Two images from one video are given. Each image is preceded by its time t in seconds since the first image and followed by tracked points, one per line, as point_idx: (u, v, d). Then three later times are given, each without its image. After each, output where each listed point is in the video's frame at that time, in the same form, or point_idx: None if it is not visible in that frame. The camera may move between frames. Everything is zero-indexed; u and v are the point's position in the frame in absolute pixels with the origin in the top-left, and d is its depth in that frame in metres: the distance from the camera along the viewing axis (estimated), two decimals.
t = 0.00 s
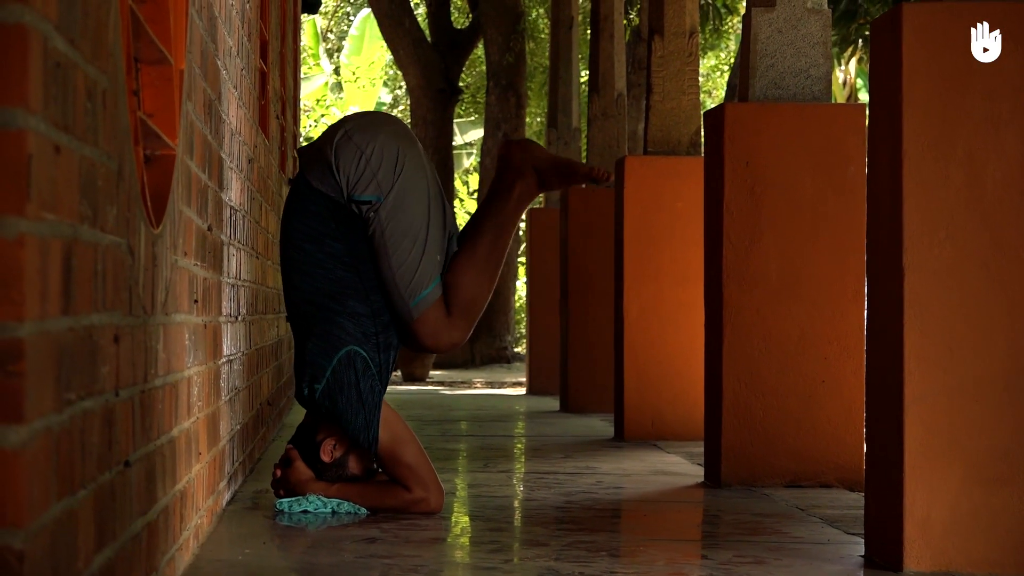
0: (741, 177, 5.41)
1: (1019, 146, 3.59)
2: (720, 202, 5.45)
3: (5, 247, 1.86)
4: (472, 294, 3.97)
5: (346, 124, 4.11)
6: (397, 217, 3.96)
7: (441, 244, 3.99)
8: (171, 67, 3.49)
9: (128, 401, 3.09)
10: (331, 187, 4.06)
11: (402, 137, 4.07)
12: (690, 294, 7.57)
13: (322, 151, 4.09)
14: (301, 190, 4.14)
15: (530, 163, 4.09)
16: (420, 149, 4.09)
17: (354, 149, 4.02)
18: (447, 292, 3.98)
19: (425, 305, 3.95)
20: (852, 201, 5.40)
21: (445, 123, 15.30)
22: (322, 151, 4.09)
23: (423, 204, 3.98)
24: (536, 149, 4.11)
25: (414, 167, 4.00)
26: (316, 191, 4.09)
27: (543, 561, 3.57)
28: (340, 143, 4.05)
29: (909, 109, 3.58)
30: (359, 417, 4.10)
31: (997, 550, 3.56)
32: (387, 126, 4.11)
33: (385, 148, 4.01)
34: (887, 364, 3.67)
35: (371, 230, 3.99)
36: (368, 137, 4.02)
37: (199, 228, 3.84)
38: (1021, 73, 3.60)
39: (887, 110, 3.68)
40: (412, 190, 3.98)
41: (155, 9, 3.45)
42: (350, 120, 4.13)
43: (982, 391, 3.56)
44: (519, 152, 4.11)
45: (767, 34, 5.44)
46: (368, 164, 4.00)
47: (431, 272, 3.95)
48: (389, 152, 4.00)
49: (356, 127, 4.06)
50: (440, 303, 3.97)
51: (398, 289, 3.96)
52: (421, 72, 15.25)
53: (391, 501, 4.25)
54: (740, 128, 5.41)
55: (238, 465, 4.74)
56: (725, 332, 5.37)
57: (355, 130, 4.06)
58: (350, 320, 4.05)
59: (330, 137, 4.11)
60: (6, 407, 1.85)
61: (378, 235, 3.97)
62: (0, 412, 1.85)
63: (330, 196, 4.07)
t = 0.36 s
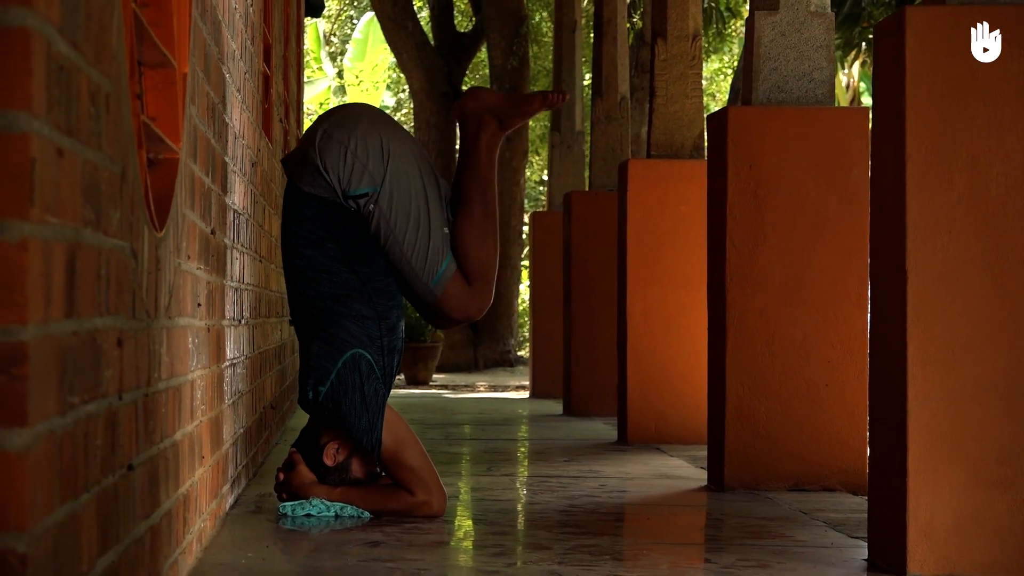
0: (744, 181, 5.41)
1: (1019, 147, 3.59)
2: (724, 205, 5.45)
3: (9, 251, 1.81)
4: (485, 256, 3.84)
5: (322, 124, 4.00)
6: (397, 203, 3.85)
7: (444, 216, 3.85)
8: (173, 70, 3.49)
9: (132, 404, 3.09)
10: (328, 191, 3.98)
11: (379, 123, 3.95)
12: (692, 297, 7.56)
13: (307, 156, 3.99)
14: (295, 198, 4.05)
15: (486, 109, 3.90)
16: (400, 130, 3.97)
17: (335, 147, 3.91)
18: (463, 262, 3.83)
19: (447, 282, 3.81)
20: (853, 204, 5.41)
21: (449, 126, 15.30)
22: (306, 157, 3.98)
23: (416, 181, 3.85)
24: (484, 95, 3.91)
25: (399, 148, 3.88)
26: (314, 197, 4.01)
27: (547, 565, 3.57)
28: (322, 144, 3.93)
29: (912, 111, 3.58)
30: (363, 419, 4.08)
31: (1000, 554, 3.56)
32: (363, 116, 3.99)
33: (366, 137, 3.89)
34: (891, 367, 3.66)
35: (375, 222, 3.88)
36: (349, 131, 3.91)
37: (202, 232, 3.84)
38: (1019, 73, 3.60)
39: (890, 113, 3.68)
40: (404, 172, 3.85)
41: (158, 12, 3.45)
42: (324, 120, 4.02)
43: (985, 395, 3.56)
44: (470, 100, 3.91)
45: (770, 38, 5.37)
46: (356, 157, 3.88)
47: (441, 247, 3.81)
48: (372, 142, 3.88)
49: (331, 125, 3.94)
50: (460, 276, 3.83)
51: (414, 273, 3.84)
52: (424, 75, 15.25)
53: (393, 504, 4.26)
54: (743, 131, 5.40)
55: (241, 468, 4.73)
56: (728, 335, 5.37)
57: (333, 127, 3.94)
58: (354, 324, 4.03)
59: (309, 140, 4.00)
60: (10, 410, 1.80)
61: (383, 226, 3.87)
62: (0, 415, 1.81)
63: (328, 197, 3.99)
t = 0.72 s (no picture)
0: (749, 190, 5.41)
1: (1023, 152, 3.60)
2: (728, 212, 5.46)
3: (14, 260, 1.79)
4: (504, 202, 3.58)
5: (304, 137, 3.83)
6: (403, 185, 3.63)
7: (452, 181, 3.61)
8: (179, 79, 3.50)
9: (137, 414, 3.09)
10: (337, 198, 3.81)
11: (361, 117, 3.76)
12: (695, 303, 7.56)
13: (301, 171, 3.82)
14: (299, 212, 3.93)
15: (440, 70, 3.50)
16: (384, 115, 3.77)
17: (324, 153, 3.73)
18: (488, 217, 3.57)
19: (477, 243, 3.54)
20: (861, 213, 5.40)
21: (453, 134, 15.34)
22: (301, 173, 3.82)
23: (415, 157, 3.63)
24: (428, 59, 3.50)
25: (388, 133, 3.68)
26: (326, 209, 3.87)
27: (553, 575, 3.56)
28: (310, 155, 3.76)
29: (916, 119, 3.58)
30: (368, 429, 4.08)
31: (1006, 564, 3.55)
32: (343, 114, 3.80)
33: (352, 135, 3.70)
34: (896, 376, 3.67)
35: (389, 213, 3.68)
36: (332, 132, 3.72)
37: (208, 241, 3.83)
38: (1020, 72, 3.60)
39: (897, 121, 3.68)
40: (398, 153, 3.65)
41: (165, 22, 3.47)
42: (305, 131, 3.85)
43: (992, 404, 3.56)
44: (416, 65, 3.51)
45: (775, 47, 5.42)
46: (350, 157, 3.71)
47: (461, 211, 3.57)
48: (358, 136, 3.70)
49: (311, 133, 3.76)
50: (487, 232, 3.57)
51: (442, 248, 3.58)
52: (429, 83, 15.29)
53: (399, 514, 4.25)
54: (747, 138, 5.42)
55: (247, 477, 4.73)
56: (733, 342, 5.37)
57: (317, 135, 3.76)
58: (359, 335, 4.02)
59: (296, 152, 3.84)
60: (16, 418, 1.77)
61: (400, 215, 3.66)
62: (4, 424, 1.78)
63: (336, 200, 3.81)
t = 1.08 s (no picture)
0: (750, 200, 5.52)
1: (1017, 165, 3.69)
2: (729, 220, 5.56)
3: (36, 272, 1.84)
4: (512, 141, 3.75)
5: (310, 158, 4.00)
6: (418, 167, 3.80)
7: (459, 141, 3.78)
8: (196, 96, 3.59)
9: (156, 421, 3.19)
10: (360, 204, 3.97)
11: (353, 123, 3.92)
12: (699, 313, 7.65)
13: (317, 193, 3.99)
14: (320, 226, 4.09)
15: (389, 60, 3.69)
16: (372, 112, 3.92)
17: (335, 166, 3.90)
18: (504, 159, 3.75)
19: (505, 182, 3.73)
20: (860, 222, 5.49)
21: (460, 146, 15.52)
22: (317, 192, 3.99)
23: (416, 135, 3.79)
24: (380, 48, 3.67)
25: (383, 126, 3.84)
26: (349, 218, 4.02)
27: None
28: (321, 172, 3.93)
29: (912, 133, 3.68)
30: (380, 436, 4.16)
31: (1000, 567, 3.65)
32: (337, 125, 3.96)
33: (354, 142, 3.87)
34: (893, 384, 3.77)
35: (417, 198, 3.85)
36: (335, 146, 3.89)
37: (224, 252, 3.94)
38: (1021, 69, 3.69)
39: (894, 135, 3.79)
40: (401, 142, 3.80)
41: (182, 39, 3.56)
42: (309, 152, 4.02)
43: (986, 410, 3.66)
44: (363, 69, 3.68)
45: (775, 64, 5.50)
46: (360, 162, 3.88)
47: (480, 164, 3.75)
48: (361, 142, 3.87)
49: (315, 152, 3.94)
50: (511, 170, 3.75)
51: (480, 202, 3.76)
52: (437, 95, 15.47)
53: (410, 518, 4.36)
54: (748, 149, 5.52)
55: (263, 481, 4.84)
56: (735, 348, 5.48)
57: (321, 155, 3.92)
58: (373, 344, 4.15)
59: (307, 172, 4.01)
60: (36, 423, 1.82)
61: (427, 194, 3.83)
62: (25, 430, 1.82)
63: (361, 205, 3.98)
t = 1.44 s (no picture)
0: (743, 208, 5.73)
1: (998, 177, 3.90)
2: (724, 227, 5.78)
3: (68, 278, 1.95)
4: (509, 95, 3.98)
5: (332, 177, 4.16)
6: (437, 150, 3.98)
7: (466, 113, 4.00)
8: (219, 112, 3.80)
9: (181, 419, 3.40)
10: (391, 205, 4.15)
11: (363, 133, 4.09)
12: (696, 317, 7.86)
13: (343, 209, 4.16)
14: (346, 236, 4.22)
15: (370, 75, 3.87)
16: (376, 120, 4.10)
17: (359, 176, 4.08)
18: (510, 110, 3.98)
19: (519, 130, 3.95)
20: (850, 230, 5.71)
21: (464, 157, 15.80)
22: (346, 205, 4.15)
23: (429, 124, 3.98)
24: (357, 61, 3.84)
25: (395, 128, 4.02)
26: (381, 225, 4.17)
27: (563, 566, 3.88)
28: (347, 185, 4.11)
29: (898, 147, 3.89)
30: (394, 434, 4.40)
31: (980, 559, 3.86)
32: (346, 139, 4.12)
33: (372, 148, 4.03)
34: (879, 384, 3.98)
35: (446, 179, 4.04)
36: (355, 159, 4.06)
37: (245, 260, 4.15)
38: (996, 87, 3.91)
39: (880, 149, 4.00)
40: (415, 134, 3.98)
41: (206, 59, 3.76)
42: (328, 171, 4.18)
43: (967, 410, 3.87)
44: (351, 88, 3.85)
45: (768, 82, 5.68)
46: (383, 166, 4.05)
47: (492, 125, 3.97)
48: (377, 148, 4.03)
49: (337, 167, 4.11)
50: (519, 117, 3.97)
51: (505, 159, 3.99)
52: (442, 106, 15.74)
53: (422, 512, 4.57)
54: (745, 160, 5.70)
55: (282, 476, 5.06)
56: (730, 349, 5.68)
57: (342, 171, 4.10)
58: (393, 346, 4.32)
59: (331, 186, 4.18)
60: (69, 422, 1.94)
61: (452, 173, 4.03)
62: (59, 428, 1.94)
63: (390, 209, 4.16)
